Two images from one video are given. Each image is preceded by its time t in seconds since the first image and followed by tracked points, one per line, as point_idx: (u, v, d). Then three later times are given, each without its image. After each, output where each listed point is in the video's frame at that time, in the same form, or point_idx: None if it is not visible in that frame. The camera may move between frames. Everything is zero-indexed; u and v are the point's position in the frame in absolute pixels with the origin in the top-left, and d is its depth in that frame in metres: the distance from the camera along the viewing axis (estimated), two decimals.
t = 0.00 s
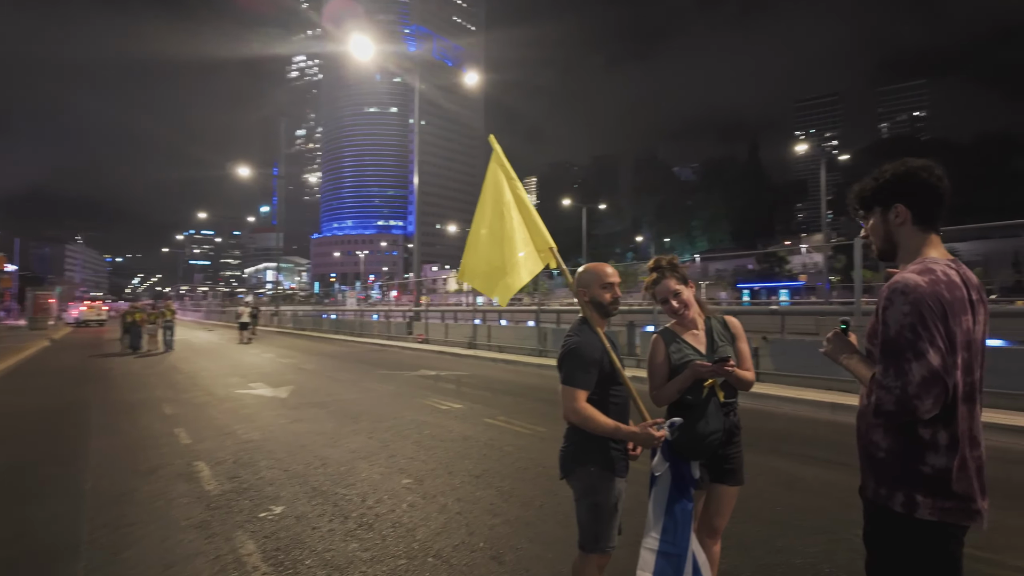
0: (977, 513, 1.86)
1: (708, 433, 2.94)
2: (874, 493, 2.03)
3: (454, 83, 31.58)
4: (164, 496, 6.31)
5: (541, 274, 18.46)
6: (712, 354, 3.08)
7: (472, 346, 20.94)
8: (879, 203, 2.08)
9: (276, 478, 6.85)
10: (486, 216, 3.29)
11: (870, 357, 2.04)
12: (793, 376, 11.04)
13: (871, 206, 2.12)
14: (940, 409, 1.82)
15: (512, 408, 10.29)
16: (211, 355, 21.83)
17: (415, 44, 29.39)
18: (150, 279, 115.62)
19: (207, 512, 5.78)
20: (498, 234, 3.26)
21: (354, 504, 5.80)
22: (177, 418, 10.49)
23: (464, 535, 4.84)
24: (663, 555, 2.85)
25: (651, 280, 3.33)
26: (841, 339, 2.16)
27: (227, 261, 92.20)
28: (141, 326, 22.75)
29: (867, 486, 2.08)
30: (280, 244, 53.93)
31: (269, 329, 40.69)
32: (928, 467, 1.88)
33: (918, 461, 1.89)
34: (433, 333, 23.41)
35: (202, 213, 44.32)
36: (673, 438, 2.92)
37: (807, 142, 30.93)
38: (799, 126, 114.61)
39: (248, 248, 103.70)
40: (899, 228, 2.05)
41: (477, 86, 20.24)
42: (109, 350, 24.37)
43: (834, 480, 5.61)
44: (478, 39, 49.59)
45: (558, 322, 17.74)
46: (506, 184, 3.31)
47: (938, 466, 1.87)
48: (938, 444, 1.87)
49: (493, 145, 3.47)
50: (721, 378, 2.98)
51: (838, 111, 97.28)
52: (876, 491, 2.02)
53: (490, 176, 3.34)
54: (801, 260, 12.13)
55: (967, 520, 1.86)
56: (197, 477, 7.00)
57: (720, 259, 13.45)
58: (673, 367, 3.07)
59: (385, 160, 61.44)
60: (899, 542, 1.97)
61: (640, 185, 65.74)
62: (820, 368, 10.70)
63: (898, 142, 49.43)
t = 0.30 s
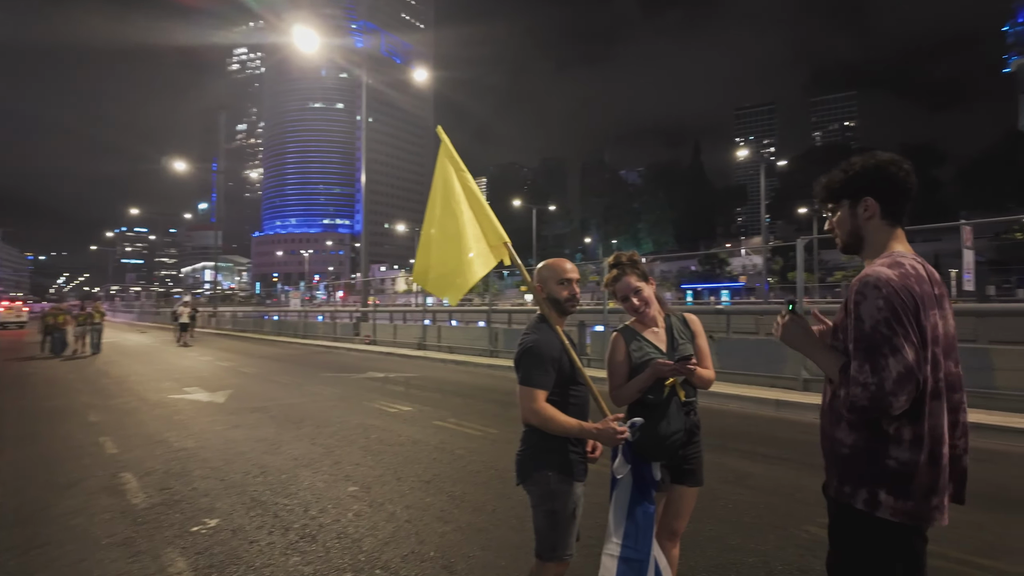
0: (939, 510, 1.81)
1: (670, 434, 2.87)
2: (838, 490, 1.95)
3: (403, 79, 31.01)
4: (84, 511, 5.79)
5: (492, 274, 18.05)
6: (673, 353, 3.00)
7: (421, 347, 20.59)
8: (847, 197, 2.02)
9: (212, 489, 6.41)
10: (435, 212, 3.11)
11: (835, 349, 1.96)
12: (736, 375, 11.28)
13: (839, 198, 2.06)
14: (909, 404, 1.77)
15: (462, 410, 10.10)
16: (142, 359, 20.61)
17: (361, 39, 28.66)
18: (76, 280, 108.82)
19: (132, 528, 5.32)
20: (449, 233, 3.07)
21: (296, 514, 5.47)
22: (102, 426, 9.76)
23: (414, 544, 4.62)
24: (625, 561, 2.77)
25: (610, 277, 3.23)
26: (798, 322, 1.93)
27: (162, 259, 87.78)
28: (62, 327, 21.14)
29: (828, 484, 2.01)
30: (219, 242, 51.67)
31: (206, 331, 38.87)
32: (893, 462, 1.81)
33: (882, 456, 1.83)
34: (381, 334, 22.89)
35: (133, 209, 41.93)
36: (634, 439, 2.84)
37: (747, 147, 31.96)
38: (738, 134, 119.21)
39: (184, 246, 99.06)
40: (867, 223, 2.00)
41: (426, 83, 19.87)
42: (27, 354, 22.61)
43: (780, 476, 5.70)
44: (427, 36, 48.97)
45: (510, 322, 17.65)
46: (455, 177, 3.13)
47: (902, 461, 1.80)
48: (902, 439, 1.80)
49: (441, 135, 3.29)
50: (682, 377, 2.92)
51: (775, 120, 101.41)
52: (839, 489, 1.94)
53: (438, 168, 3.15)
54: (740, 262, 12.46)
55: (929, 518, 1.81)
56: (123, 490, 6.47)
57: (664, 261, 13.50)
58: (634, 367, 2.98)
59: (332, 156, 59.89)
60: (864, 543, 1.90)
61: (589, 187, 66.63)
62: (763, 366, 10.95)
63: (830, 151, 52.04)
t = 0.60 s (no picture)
0: (897, 519, 1.74)
1: (623, 438, 2.77)
2: (796, 499, 1.85)
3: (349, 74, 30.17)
4: None
5: (441, 274, 17.54)
6: (626, 353, 2.90)
7: (367, 349, 20.06)
8: (806, 193, 1.94)
9: (135, 503, 5.93)
10: (371, 210, 2.90)
11: (798, 350, 1.89)
12: (679, 372, 11.44)
13: (797, 196, 1.98)
14: (872, 407, 1.70)
15: (408, 413, 9.81)
16: (63, 363, 19.19)
17: (305, 31, 27.69)
18: None
19: (41, 550, 4.83)
20: (389, 232, 2.88)
21: (227, 529, 5.11)
22: (12, 437, 8.94)
23: (354, 558, 4.37)
24: (577, 571, 2.65)
25: (564, 277, 3.11)
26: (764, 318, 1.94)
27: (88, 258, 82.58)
28: None
29: (784, 493, 1.92)
30: (151, 240, 48.99)
31: (137, 333, 36.78)
32: (853, 469, 1.73)
33: (841, 463, 1.74)
34: (325, 336, 22.19)
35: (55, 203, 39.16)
36: (587, 443, 2.73)
37: (690, 152, 32.74)
38: (682, 140, 122.83)
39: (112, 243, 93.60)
40: (824, 222, 1.92)
41: (373, 78, 19.32)
42: None
43: (726, 474, 5.74)
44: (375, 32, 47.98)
45: (459, 323, 17.41)
46: (391, 170, 2.93)
47: (861, 468, 1.72)
48: (864, 445, 1.72)
49: (378, 123, 3.07)
50: (636, 378, 2.82)
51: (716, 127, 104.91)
52: (797, 498, 1.85)
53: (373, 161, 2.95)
54: (683, 263, 12.63)
55: (888, 528, 1.73)
56: (33, 507, 5.90)
57: (611, 262, 13.66)
58: (587, 368, 2.87)
59: (274, 152, 57.85)
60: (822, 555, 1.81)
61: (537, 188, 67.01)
62: (707, 365, 11.13)
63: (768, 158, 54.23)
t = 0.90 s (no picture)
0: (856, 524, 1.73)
1: (575, 443, 2.65)
2: (757, 505, 1.82)
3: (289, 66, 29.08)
4: None
5: (385, 273, 17.07)
6: (578, 355, 2.81)
7: (306, 351, 19.38)
8: (766, 190, 1.90)
9: (42, 522, 5.38)
10: (307, 198, 2.67)
11: (760, 352, 1.87)
12: (623, 372, 11.51)
13: (756, 194, 1.94)
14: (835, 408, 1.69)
15: (349, 417, 9.47)
16: None
17: (241, 19, 26.47)
18: None
19: None
20: (331, 226, 2.66)
21: (148, 547, 4.70)
22: None
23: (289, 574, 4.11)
24: None
25: (514, 276, 3.00)
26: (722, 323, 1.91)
27: None
28: None
29: (744, 499, 1.88)
30: (69, 235, 45.67)
31: (53, 335, 34.23)
32: (815, 474, 1.70)
33: (804, 468, 1.71)
34: (261, 338, 21.27)
35: None
36: (537, 450, 2.62)
37: (633, 156, 33.36)
38: (624, 144, 125.78)
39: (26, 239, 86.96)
40: (785, 220, 1.88)
41: (315, 70, 18.64)
42: None
43: (671, 473, 5.77)
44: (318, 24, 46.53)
45: (403, 324, 17.05)
46: (331, 156, 2.71)
47: (824, 473, 1.70)
48: (827, 448, 1.70)
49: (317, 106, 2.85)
50: (588, 381, 2.71)
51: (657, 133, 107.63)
52: (758, 503, 1.81)
53: (309, 145, 2.71)
54: (626, 265, 12.86)
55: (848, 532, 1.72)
56: None
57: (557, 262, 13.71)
58: (538, 371, 2.75)
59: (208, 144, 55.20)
60: (782, 565, 1.77)
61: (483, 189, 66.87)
62: (650, 364, 11.25)
63: (706, 163, 56.23)
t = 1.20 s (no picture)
0: (829, 525, 1.71)
1: (537, 446, 2.55)
2: (728, 510, 1.78)
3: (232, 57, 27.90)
4: None
5: (333, 272, 16.53)
6: (540, 355, 2.72)
7: (249, 352, 18.65)
8: (735, 185, 1.85)
9: None
10: (259, 183, 2.45)
11: (730, 352, 1.83)
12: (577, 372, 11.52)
13: (725, 189, 1.89)
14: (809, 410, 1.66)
15: (295, 421, 9.11)
16: None
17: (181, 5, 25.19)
18: None
19: None
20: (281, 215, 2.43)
21: (72, 566, 4.32)
22: None
23: None
24: None
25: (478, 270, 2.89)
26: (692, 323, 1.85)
27: None
28: None
29: (714, 502, 1.85)
30: None
31: None
32: (786, 477, 1.68)
33: (777, 471, 1.68)
34: (201, 339, 20.34)
35: None
36: (498, 455, 2.50)
37: (584, 158, 33.64)
38: (575, 146, 127.23)
39: None
40: (754, 215, 1.83)
41: (260, 62, 17.90)
42: None
43: (627, 473, 5.76)
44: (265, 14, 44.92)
45: (352, 325, 16.62)
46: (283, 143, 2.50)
47: (796, 476, 1.67)
48: (799, 451, 1.67)
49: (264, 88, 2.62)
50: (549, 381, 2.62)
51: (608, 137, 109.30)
52: (729, 508, 1.77)
53: (257, 130, 2.51)
54: (576, 266, 12.81)
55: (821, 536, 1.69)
56: None
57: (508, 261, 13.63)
58: (498, 372, 2.65)
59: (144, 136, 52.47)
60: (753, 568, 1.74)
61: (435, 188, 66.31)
62: (603, 364, 11.30)
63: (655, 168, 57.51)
